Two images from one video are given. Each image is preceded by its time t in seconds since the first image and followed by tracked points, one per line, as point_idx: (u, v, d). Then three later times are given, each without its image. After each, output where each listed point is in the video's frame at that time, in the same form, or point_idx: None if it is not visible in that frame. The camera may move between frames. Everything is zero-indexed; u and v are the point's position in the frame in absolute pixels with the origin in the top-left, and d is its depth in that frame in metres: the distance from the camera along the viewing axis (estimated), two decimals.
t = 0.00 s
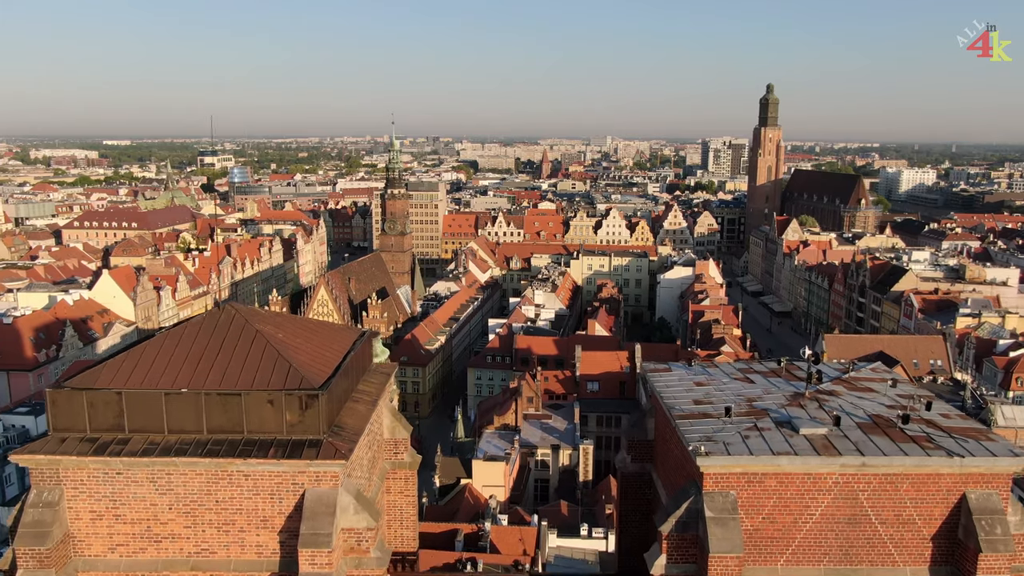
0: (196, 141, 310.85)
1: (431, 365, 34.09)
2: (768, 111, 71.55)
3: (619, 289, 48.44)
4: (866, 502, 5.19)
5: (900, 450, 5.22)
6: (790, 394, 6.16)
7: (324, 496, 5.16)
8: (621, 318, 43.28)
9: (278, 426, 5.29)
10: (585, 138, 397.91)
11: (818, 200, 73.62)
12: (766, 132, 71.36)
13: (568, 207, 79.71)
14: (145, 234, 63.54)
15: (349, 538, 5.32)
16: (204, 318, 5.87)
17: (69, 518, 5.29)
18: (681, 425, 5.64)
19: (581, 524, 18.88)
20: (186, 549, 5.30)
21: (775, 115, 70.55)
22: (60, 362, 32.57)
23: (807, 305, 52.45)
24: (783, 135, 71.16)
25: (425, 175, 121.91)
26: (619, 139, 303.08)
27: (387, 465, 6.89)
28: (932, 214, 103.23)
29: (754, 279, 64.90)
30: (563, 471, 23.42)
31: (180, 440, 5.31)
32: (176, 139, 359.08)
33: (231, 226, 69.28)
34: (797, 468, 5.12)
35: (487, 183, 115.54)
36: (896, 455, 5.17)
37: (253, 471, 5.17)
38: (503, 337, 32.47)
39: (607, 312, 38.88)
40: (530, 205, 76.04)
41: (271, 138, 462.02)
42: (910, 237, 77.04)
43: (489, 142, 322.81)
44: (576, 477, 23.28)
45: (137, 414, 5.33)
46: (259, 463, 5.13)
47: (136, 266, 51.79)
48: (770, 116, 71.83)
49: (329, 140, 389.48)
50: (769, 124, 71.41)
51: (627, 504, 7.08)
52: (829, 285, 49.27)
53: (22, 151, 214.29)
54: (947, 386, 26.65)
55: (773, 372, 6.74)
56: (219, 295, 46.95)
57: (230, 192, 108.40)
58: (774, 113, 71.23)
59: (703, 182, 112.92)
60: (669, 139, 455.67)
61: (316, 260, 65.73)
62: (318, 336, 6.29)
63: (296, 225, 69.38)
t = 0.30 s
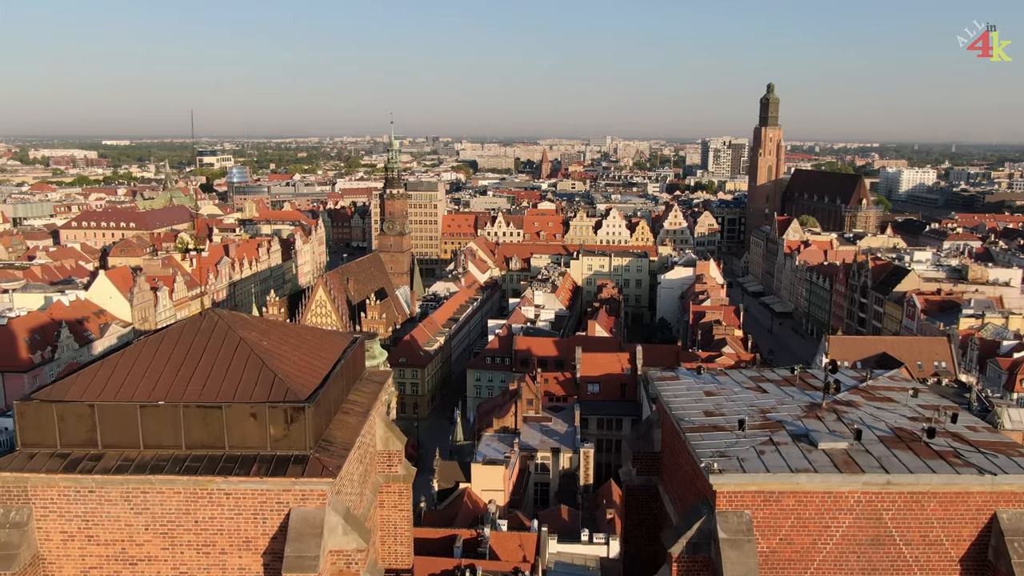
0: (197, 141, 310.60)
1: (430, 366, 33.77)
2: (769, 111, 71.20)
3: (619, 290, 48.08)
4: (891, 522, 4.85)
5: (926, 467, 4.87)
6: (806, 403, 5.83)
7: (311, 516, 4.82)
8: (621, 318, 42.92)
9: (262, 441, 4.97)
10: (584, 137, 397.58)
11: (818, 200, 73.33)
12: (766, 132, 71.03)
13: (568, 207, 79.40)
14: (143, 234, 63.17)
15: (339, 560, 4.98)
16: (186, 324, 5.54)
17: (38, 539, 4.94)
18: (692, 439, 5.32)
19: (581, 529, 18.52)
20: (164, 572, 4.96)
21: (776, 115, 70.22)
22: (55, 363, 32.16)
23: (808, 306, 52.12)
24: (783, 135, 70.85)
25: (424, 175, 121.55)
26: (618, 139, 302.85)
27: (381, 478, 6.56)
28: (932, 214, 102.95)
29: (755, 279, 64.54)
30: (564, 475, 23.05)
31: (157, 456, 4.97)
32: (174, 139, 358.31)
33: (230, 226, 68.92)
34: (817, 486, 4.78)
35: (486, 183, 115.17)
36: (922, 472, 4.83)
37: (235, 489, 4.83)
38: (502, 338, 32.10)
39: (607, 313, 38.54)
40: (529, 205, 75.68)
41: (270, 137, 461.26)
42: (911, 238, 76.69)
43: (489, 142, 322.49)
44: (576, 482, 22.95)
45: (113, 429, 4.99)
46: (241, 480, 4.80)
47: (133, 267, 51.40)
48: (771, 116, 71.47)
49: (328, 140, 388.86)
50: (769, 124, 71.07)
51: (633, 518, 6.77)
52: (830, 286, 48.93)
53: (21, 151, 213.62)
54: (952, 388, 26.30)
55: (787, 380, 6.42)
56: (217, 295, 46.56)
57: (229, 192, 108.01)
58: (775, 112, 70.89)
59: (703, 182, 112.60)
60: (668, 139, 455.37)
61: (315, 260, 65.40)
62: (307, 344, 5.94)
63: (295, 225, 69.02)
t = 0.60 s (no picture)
0: (197, 141, 310.58)
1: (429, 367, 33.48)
2: (769, 110, 70.84)
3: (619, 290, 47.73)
4: (918, 545, 4.49)
5: (954, 485, 4.53)
6: (824, 415, 5.49)
7: (295, 538, 4.48)
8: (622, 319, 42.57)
9: (242, 458, 4.63)
10: (583, 138, 397.22)
11: (819, 200, 72.96)
12: (767, 132, 70.71)
13: (568, 207, 79.09)
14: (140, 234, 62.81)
15: None
16: (164, 332, 5.21)
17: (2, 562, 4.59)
18: (703, 454, 4.99)
19: (582, 535, 18.18)
20: None
21: (776, 115, 69.92)
22: (50, 365, 31.77)
23: (809, 306, 51.77)
24: (783, 135, 70.55)
25: (424, 175, 121.17)
26: (617, 139, 302.60)
27: (374, 493, 6.24)
28: (932, 214, 102.64)
29: (755, 280, 64.18)
30: (564, 478, 22.71)
31: (130, 474, 4.63)
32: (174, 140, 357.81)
33: (228, 226, 68.57)
34: (840, 507, 4.44)
35: (486, 183, 114.81)
36: (950, 492, 4.48)
37: (212, 511, 4.49)
38: (501, 339, 31.75)
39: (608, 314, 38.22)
40: (529, 206, 75.33)
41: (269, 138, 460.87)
42: (912, 238, 76.37)
43: (489, 142, 322.38)
44: (577, 485, 22.62)
45: (82, 444, 4.65)
46: (218, 501, 4.46)
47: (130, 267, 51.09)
48: (771, 116, 71.13)
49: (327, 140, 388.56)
50: (770, 123, 70.72)
51: (639, 534, 6.45)
52: (831, 286, 48.60)
53: (20, 151, 213.09)
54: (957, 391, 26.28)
55: (801, 390, 6.08)
56: (215, 295, 46.16)
57: (228, 192, 107.60)
58: (775, 112, 70.55)
59: (703, 182, 112.33)
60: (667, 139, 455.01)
61: (313, 260, 65.08)
62: (294, 352, 5.61)
63: (294, 225, 68.71)
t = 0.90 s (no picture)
0: (197, 141, 310.40)
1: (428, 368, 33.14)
2: (769, 110, 70.45)
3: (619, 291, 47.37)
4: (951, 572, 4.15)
5: (990, 507, 4.18)
6: (845, 428, 5.15)
7: (277, 565, 4.13)
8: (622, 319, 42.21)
9: (220, 477, 4.29)
10: (582, 137, 396.99)
11: (819, 200, 72.62)
12: (767, 131, 70.36)
13: (568, 207, 78.71)
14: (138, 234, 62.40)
15: None
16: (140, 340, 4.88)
17: None
18: (717, 472, 4.66)
19: (583, 540, 17.83)
20: None
21: (777, 115, 69.54)
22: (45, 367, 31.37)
23: (810, 306, 51.43)
24: (783, 135, 70.22)
25: (423, 175, 120.82)
26: (616, 139, 302.40)
27: (366, 508, 5.91)
28: (933, 214, 102.31)
29: (756, 280, 63.78)
30: (564, 482, 22.40)
31: (99, 495, 4.29)
32: (172, 139, 357.22)
33: (227, 226, 68.22)
34: (867, 531, 4.09)
35: (485, 183, 114.42)
36: (986, 515, 4.12)
37: (187, 534, 4.15)
38: (501, 340, 31.39)
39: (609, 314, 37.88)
40: (528, 206, 74.97)
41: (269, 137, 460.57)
42: (913, 238, 75.99)
43: (490, 142, 322.05)
44: (577, 489, 22.30)
45: (47, 464, 4.30)
46: (194, 525, 4.12)
47: (127, 267, 50.75)
48: (771, 115, 70.75)
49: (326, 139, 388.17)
50: (770, 123, 70.37)
51: (646, 553, 6.14)
52: (833, 286, 48.26)
53: (18, 151, 212.57)
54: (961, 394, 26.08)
55: (817, 400, 5.75)
56: (212, 296, 45.73)
57: (227, 192, 107.21)
58: (775, 112, 70.17)
59: (703, 182, 111.96)
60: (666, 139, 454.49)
61: (312, 261, 64.71)
62: (279, 362, 5.26)
63: (292, 225, 68.33)
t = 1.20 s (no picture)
0: (198, 141, 309.76)
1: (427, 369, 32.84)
2: (769, 110, 70.03)
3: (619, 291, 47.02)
4: None
5: None
6: (869, 442, 4.83)
7: None
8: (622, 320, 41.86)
9: (194, 500, 3.98)
10: (582, 137, 396.76)
11: (820, 201, 72.27)
12: (767, 131, 70.01)
13: (567, 207, 78.34)
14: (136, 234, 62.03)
15: None
16: (111, 349, 4.58)
17: None
18: (733, 493, 4.32)
19: (583, 546, 17.49)
20: None
21: (777, 114, 69.18)
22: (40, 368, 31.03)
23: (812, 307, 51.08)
24: (784, 134, 69.89)
25: (422, 175, 120.44)
26: (616, 139, 302.33)
27: (357, 527, 5.57)
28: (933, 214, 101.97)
29: (756, 280, 63.41)
30: (565, 486, 22.07)
31: (62, 520, 3.98)
32: (172, 139, 356.97)
33: (225, 226, 67.88)
34: (899, 559, 3.75)
35: (485, 183, 114.05)
36: None
37: (156, 563, 3.83)
38: (501, 341, 31.05)
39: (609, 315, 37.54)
40: (528, 206, 74.61)
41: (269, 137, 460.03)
42: (914, 238, 75.63)
43: (489, 141, 321.48)
44: (577, 493, 21.96)
45: (8, 486, 3.99)
46: (164, 553, 3.81)
47: (125, 267, 50.42)
48: (772, 115, 70.35)
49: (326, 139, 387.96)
50: (770, 122, 69.97)
51: (657, 572, 5.87)
52: (834, 287, 47.90)
53: (18, 151, 212.27)
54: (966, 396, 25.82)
55: (836, 412, 5.42)
56: (210, 297, 45.34)
57: (226, 191, 106.86)
58: (776, 112, 69.79)
59: (702, 182, 111.62)
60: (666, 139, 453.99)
61: (310, 261, 64.36)
62: (261, 371, 4.95)
63: (291, 225, 67.96)
